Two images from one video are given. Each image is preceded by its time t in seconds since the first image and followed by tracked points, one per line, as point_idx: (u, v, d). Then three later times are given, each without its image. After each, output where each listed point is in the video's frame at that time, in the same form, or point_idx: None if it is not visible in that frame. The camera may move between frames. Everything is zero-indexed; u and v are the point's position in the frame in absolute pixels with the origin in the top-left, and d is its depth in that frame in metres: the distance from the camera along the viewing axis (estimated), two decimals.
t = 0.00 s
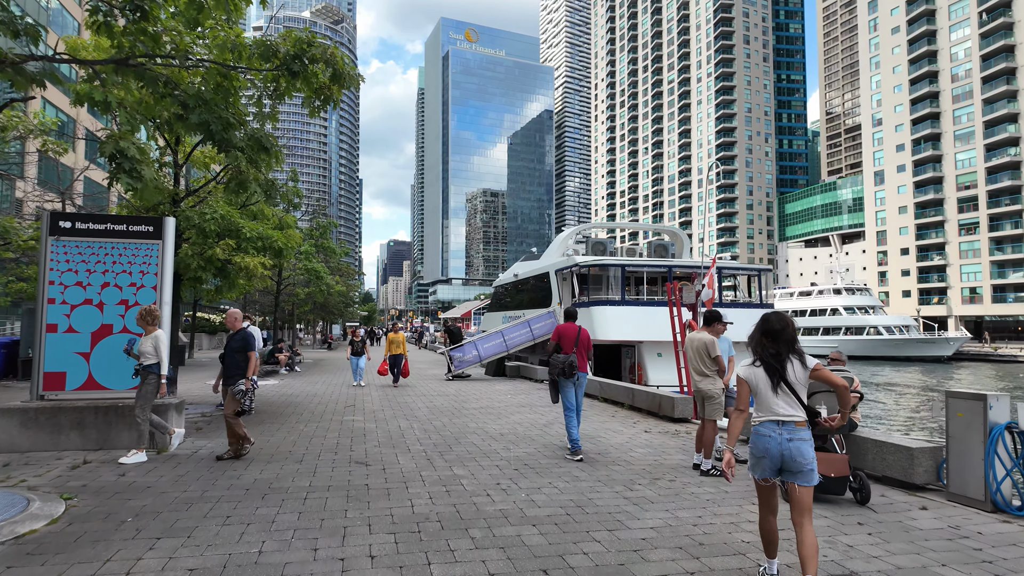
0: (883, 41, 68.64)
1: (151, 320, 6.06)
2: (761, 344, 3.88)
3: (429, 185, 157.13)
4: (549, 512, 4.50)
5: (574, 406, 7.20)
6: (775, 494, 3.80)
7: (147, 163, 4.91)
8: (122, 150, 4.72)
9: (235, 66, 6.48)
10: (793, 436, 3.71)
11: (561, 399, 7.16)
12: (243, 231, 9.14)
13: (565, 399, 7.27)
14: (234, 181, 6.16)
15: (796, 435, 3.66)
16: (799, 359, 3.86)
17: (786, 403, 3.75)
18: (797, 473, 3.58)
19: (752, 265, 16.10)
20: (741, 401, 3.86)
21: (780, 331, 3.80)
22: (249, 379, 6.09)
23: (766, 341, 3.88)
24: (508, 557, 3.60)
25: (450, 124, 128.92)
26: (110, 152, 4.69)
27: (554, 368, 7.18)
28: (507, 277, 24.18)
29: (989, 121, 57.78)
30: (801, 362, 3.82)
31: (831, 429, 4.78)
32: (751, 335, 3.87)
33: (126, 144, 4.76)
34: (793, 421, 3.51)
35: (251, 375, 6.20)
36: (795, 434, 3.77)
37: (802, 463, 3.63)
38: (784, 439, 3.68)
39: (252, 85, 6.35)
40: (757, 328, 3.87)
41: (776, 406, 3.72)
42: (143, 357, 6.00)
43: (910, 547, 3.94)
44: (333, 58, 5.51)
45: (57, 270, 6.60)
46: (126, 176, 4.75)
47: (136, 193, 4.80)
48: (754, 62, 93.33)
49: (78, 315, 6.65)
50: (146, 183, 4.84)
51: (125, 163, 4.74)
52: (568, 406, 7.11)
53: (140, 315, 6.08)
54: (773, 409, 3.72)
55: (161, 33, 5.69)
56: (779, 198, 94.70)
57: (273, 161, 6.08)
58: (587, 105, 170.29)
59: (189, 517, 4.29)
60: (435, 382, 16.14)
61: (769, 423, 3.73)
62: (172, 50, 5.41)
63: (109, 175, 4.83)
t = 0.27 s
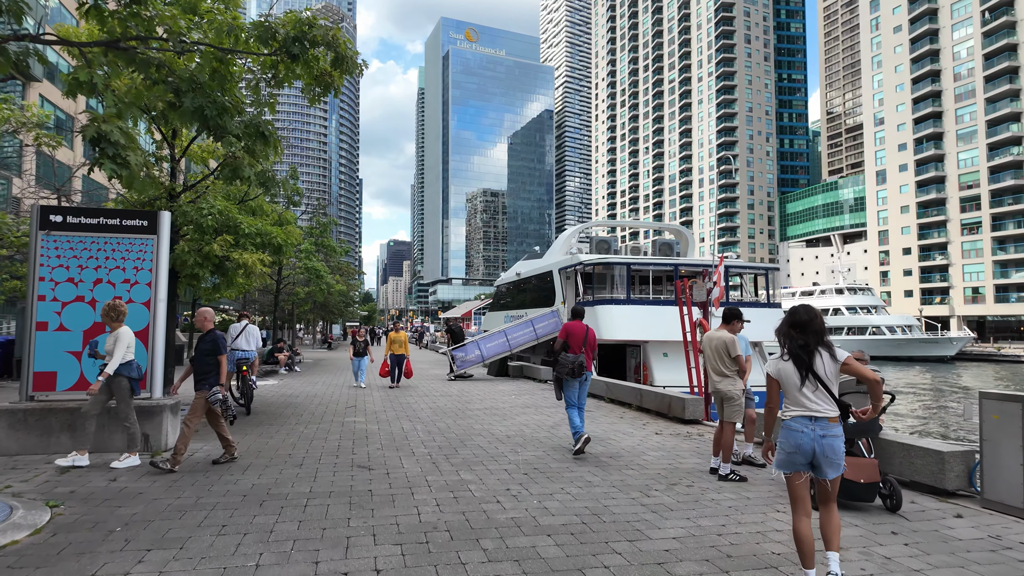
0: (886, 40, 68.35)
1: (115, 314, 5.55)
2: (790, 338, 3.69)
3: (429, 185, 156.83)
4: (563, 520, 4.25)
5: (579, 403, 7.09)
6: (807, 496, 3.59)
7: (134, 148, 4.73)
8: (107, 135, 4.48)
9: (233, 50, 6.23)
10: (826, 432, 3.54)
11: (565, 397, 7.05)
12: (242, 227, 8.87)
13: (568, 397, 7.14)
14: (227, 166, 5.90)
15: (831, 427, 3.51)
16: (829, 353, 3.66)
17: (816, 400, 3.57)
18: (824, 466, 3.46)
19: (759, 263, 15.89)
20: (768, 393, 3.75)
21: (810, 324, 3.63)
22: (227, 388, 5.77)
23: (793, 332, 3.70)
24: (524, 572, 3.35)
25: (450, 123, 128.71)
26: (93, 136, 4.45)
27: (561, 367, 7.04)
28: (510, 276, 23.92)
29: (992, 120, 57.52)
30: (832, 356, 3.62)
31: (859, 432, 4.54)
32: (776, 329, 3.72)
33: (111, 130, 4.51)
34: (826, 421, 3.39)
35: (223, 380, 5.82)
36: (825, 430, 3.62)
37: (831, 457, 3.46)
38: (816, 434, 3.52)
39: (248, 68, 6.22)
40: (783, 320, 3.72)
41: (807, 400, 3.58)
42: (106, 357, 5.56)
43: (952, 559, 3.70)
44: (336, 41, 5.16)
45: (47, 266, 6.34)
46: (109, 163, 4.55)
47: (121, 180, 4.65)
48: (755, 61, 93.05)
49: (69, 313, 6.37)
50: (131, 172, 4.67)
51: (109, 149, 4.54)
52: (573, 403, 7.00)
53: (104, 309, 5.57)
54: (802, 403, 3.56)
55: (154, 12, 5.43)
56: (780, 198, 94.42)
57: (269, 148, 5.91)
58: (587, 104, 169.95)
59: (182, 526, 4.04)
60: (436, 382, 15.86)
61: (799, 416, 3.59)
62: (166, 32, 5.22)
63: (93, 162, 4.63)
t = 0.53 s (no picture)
0: (887, 40, 68.15)
1: (68, 317, 5.08)
2: (826, 348, 3.50)
3: (429, 185, 156.58)
4: (579, 537, 3.99)
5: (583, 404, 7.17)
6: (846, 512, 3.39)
7: (126, 142, 4.51)
8: (95, 128, 4.25)
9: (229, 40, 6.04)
10: (868, 443, 3.38)
11: (566, 398, 7.15)
12: (241, 227, 8.64)
13: (569, 399, 7.22)
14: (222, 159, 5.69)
15: (873, 439, 3.37)
16: (868, 364, 3.45)
17: (857, 411, 3.40)
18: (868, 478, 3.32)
19: (766, 265, 15.58)
20: (808, 403, 3.59)
21: (848, 334, 3.44)
22: (176, 390, 5.16)
23: (831, 343, 3.51)
24: None
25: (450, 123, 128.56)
26: (80, 130, 4.21)
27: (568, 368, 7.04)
28: (511, 276, 23.65)
29: (994, 119, 57.33)
30: (872, 369, 3.41)
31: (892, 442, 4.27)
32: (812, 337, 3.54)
33: (98, 121, 4.27)
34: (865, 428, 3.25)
35: (178, 382, 5.21)
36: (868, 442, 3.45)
37: (878, 464, 3.31)
38: (860, 446, 3.35)
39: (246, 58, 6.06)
40: (819, 328, 3.53)
41: (848, 412, 3.40)
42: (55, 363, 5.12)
43: None
44: (337, 26, 4.92)
45: (36, 265, 6.08)
46: (98, 157, 4.28)
47: (112, 176, 4.41)
48: (755, 61, 92.86)
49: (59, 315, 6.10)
50: (123, 167, 4.42)
51: (98, 143, 4.27)
52: (576, 405, 7.08)
53: (56, 312, 5.11)
54: (846, 412, 3.39)
55: None
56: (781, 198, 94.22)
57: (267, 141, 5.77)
58: (587, 104, 169.63)
59: (173, 544, 3.78)
60: (437, 384, 15.62)
61: (844, 426, 3.41)
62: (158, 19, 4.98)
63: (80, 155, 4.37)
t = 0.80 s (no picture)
0: (888, 38, 67.91)
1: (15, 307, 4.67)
2: (874, 335, 3.48)
3: (428, 184, 156.24)
4: (597, 545, 3.73)
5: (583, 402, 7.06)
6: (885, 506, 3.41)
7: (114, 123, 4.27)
8: (80, 106, 4.01)
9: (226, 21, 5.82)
10: (917, 436, 3.36)
11: (568, 397, 7.02)
12: (238, 221, 8.38)
13: (570, 398, 7.09)
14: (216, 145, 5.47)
15: (921, 433, 3.34)
16: (918, 355, 3.43)
17: (904, 403, 3.39)
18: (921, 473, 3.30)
19: (772, 262, 15.33)
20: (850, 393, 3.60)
21: (896, 322, 3.41)
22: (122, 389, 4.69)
23: (878, 330, 3.49)
24: None
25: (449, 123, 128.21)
26: (64, 108, 3.97)
27: (563, 370, 6.97)
28: (512, 274, 23.39)
29: (995, 118, 57.16)
30: (924, 361, 3.39)
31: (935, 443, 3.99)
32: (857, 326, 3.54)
33: (83, 100, 4.03)
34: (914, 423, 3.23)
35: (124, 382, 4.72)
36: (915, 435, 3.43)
37: (927, 461, 3.30)
38: (908, 441, 3.33)
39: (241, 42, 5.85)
40: (865, 317, 3.53)
41: (893, 403, 3.39)
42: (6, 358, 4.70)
43: None
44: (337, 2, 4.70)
45: (22, 260, 5.82)
46: (84, 139, 4.04)
47: (98, 160, 4.14)
48: (756, 60, 92.72)
49: (46, 311, 5.84)
50: (111, 149, 4.16)
51: (83, 123, 4.01)
52: (577, 404, 6.97)
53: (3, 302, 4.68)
54: (888, 405, 3.39)
55: None
56: (781, 197, 93.99)
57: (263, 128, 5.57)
58: (586, 103, 169.24)
59: (161, 555, 3.52)
60: (437, 383, 15.34)
61: (890, 422, 3.38)
62: None
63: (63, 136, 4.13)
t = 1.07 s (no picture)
0: (890, 37, 67.62)
1: None
2: (920, 339, 3.23)
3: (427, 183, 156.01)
4: (617, 568, 3.44)
5: (581, 403, 6.73)
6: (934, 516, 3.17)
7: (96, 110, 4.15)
8: (55, 87, 3.88)
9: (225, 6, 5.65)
10: (966, 446, 3.08)
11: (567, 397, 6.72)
12: (235, 219, 8.08)
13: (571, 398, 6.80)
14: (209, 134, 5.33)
15: (971, 442, 3.07)
16: (965, 361, 3.16)
17: (950, 411, 3.14)
18: (972, 484, 3.03)
19: (780, 261, 15.05)
20: (893, 399, 3.35)
21: (945, 326, 3.19)
22: (65, 396, 4.33)
23: (925, 334, 3.24)
24: None
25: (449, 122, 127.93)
26: (37, 89, 3.85)
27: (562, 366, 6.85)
28: (514, 273, 23.09)
29: (998, 117, 56.90)
30: (971, 365, 3.12)
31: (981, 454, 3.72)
32: (905, 328, 3.30)
33: (59, 80, 3.90)
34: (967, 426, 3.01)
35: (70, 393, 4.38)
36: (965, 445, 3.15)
37: (979, 471, 3.02)
38: (958, 450, 3.07)
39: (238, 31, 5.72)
40: (913, 321, 3.30)
41: (939, 411, 3.14)
42: None
43: None
44: None
45: (6, 257, 5.54)
46: (60, 123, 3.92)
47: (79, 146, 4.02)
48: (756, 59, 92.44)
49: (30, 312, 5.53)
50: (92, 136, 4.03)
51: (59, 106, 3.89)
52: (574, 404, 6.67)
53: None
54: (937, 413, 3.13)
55: None
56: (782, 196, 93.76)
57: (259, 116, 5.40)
58: (586, 103, 168.96)
59: None
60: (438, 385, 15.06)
61: (937, 429, 3.13)
62: None
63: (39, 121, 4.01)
